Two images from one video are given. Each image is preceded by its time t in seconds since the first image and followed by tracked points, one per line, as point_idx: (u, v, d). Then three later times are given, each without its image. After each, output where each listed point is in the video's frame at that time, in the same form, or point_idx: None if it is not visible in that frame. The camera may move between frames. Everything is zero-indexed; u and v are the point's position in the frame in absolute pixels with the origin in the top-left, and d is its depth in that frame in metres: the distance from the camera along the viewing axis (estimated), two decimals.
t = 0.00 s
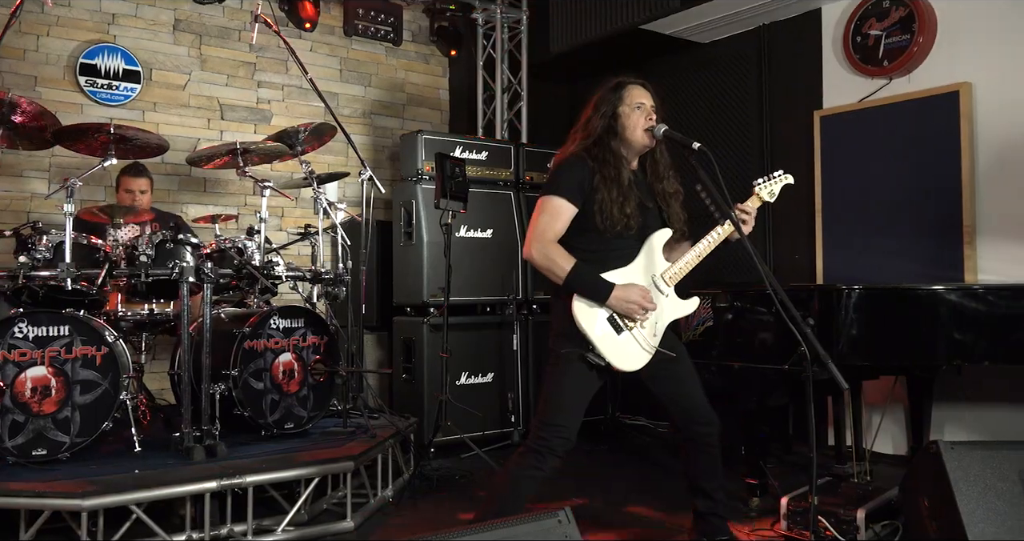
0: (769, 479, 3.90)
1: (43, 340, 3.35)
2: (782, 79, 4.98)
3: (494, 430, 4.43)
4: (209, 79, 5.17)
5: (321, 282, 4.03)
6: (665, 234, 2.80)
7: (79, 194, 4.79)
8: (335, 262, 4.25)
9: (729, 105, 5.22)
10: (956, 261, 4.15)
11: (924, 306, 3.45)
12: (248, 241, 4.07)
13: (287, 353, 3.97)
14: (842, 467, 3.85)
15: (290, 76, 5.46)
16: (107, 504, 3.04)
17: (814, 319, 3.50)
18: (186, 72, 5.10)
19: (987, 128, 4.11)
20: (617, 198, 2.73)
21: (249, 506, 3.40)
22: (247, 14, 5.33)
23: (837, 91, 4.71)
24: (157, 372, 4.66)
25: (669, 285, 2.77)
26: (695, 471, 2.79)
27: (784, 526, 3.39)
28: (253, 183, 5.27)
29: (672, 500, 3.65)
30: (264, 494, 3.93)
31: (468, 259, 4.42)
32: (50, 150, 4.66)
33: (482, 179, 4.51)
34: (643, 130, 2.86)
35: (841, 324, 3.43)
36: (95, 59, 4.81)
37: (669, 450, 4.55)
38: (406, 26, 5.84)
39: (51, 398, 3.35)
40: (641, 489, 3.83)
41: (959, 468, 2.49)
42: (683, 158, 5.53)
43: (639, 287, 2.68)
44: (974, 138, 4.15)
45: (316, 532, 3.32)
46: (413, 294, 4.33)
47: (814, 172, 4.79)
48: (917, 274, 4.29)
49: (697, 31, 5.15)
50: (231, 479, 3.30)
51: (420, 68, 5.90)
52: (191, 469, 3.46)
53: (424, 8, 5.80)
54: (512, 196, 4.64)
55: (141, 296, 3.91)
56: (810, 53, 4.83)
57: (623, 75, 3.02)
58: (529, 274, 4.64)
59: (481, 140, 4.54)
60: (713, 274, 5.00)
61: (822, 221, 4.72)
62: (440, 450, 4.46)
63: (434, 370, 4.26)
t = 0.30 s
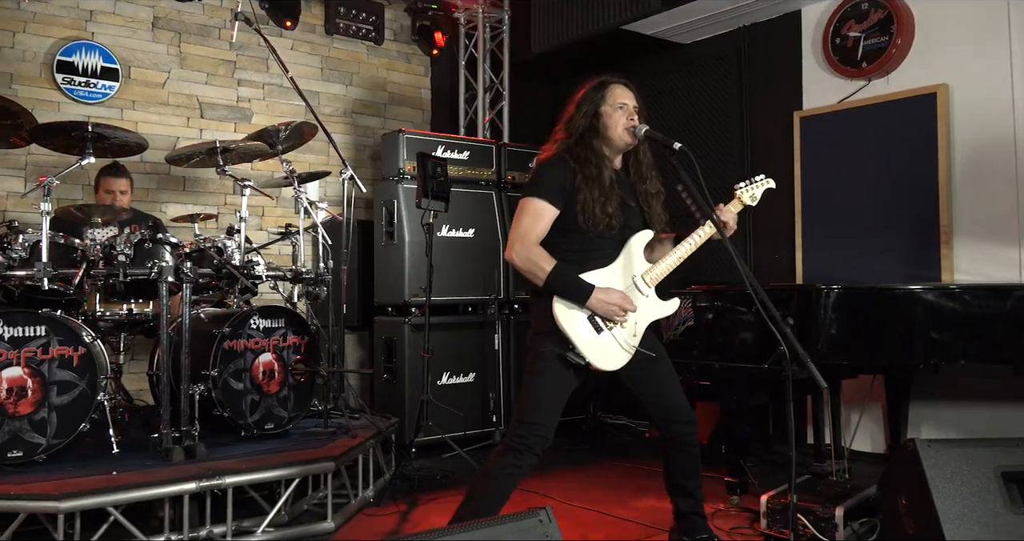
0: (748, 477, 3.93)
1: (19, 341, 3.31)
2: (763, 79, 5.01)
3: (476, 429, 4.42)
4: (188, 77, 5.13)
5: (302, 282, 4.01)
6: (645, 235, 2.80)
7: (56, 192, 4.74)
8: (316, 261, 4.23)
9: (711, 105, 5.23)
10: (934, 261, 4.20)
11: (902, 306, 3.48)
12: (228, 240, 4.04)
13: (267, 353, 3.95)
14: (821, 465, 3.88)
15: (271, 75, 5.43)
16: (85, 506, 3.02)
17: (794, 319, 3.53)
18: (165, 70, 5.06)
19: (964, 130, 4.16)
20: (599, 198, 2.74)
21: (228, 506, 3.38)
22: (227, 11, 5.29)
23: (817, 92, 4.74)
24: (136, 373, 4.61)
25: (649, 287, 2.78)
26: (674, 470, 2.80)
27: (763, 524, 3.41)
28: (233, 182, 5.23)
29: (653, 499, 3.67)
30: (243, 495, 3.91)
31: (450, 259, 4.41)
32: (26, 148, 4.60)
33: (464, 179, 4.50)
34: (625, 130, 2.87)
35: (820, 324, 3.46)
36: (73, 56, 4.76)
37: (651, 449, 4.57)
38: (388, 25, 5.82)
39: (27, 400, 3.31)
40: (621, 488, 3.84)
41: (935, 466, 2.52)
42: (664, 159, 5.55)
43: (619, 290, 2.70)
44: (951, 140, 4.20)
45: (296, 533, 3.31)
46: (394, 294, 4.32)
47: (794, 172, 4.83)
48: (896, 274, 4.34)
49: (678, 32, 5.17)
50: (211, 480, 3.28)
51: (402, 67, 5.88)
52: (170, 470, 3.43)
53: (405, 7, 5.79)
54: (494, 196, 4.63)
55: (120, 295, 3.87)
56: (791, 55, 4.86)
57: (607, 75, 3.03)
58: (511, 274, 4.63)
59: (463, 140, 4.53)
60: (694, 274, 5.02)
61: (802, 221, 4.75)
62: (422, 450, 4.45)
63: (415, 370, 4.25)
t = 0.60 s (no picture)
0: (728, 476, 3.95)
1: None
2: (743, 81, 5.04)
3: (457, 429, 4.42)
4: (167, 76, 5.09)
5: (282, 282, 3.98)
6: (626, 235, 2.81)
7: (32, 191, 4.68)
8: (297, 261, 4.20)
9: (692, 106, 5.25)
10: (911, 261, 4.24)
11: (879, 305, 3.52)
12: (207, 240, 4.01)
13: (247, 354, 3.93)
14: (800, 464, 3.91)
15: (251, 73, 5.39)
16: (62, 508, 2.99)
17: (774, 318, 3.54)
18: (143, 68, 5.01)
19: (941, 132, 4.22)
20: (581, 197, 2.74)
21: (207, 508, 3.36)
22: (206, 9, 5.25)
23: (797, 94, 4.77)
24: (113, 374, 4.56)
25: (632, 286, 2.79)
26: (654, 469, 2.81)
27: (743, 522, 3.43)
28: (212, 181, 5.19)
29: (634, 498, 3.68)
30: (222, 497, 3.89)
31: (431, 259, 4.40)
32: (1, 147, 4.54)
33: (446, 178, 4.49)
34: (606, 129, 2.89)
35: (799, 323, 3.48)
36: (49, 54, 4.70)
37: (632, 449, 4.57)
38: (369, 24, 5.80)
39: (2, 401, 3.25)
40: (602, 488, 3.85)
41: (912, 464, 2.54)
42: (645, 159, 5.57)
43: (602, 289, 2.70)
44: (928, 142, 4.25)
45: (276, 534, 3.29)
46: (375, 294, 4.30)
47: (774, 173, 4.86)
48: (874, 274, 4.38)
49: (659, 33, 5.19)
50: (190, 481, 3.26)
51: (383, 66, 5.86)
52: (148, 472, 3.40)
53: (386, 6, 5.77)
54: (475, 196, 4.62)
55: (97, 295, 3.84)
56: (771, 56, 4.89)
57: (589, 74, 3.04)
58: (493, 274, 4.63)
59: (444, 140, 4.52)
60: (673, 274, 5.04)
61: (782, 221, 4.78)
62: (403, 450, 4.44)
63: (396, 370, 4.23)
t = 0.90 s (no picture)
0: (710, 475, 3.97)
1: None
2: (725, 82, 5.06)
3: (440, 430, 4.41)
4: (148, 74, 5.05)
5: (264, 282, 3.96)
6: (609, 233, 2.82)
7: (10, 190, 4.63)
8: (279, 261, 4.18)
9: (676, 106, 5.27)
10: (891, 261, 4.28)
11: (859, 305, 3.55)
12: (188, 240, 3.98)
13: (228, 354, 3.90)
14: (782, 463, 3.93)
15: (233, 72, 5.36)
16: (40, 510, 2.96)
17: (755, 318, 3.58)
18: (124, 66, 4.97)
19: (920, 135, 4.27)
20: (559, 196, 2.75)
21: (188, 509, 3.34)
22: (187, 7, 5.22)
23: (779, 95, 4.81)
24: (92, 374, 4.52)
25: (613, 285, 2.81)
26: (635, 469, 2.82)
27: (725, 521, 3.45)
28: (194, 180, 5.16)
29: (617, 497, 3.69)
30: (204, 498, 3.86)
31: (414, 259, 4.39)
32: None
33: (429, 178, 4.48)
34: (589, 129, 2.90)
35: (780, 323, 3.52)
36: (28, 51, 4.64)
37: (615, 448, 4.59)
38: (352, 23, 5.78)
39: None
40: (585, 487, 3.85)
41: (892, 463, 2.56)
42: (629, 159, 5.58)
43: (582, 288, 2.72)
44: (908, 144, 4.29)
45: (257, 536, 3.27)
46: (358, 294, 4.28)
47: (756, 174, 4.88)
48: (854, 275, 4.41)
49: (642, 34, 5.21)
50: (170, 483, 3.24)
51: (366, 66, 5.84)
52: (129, 474, 3.38)
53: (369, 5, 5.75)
54: (459, 196, 4.61)
55: (76, 294, 3.81)
56: (754, 58, 4.92)
57: (573, 72, 3.05)
58: (476, 274, 4.62)
59: (427, 139, 4.51)
60: (655, 274, 5.06)
61: (764, 222, 4.81)
62: (386, 450, 4.42)
63: (379, 370, 4.22)
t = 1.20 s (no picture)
0: (698, 474, 3.98)
1: None
2: (712, 82, 5.07)
3: (428, 430, 4.40)
4: (133, 73, 5.02)
5: (250, 282, 3.94)
6: (595, 233, 2.85)
7: None
8: (265, 260, 4.15)
9: (664, 106, 5.27)
10: (877, 261, 4.31)
11: (845, 305, 3.57)
12: (174, 239, 3.96)
13: (213, 354, 3.88)
14: (768, 462, 3.95)
15: (219, 71, 5.33)
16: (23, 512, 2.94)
17: (742, 317, 3.60)
18: (109, 65, 4.94)
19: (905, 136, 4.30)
20: (540, 199, 2.75)
21: (174, 511, 3.33)
22: (173, 6, 5.18)
23: (765, 96, 4.82)
24: (77, 375, 4.48)
25: (599, 284, 2.83)
26: (622, 468, 2.82)
27: (711, 520, 3.46)
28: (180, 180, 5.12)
29: (604, 497, 3.69)
30: (189, 500, 3.84)
31: (401, 259, 4.38)
32: None
33: (415, 178, 4.46)
34: (577, 132, 2.91)
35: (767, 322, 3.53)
36: (11, 49, 4.60)
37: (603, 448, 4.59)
38: (338, 22, 5.76)
39: None
40: (573, 487, 3.86)
41: (877, 462, 2.57)
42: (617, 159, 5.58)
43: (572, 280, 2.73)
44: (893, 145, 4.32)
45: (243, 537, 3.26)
46: (345, 294, 4.27)
47: (743, 174, 4.90)
48: (840, 274, 4.44)
49: (630, 34, 5.22)
50: (155, 484, 3.22)
51: (354, 65, 5.82)
52: (113, 475, 3.36)
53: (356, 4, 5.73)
54: (446, 196, 4.60)
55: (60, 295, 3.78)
56: (741, 59, 4.93)
57: (560, 72, 3.04)
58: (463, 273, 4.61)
59: (414, 139, 4.49)
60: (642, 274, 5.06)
61: (751, 222, 4.83)
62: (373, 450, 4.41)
63: (366, 370, 4.20)
